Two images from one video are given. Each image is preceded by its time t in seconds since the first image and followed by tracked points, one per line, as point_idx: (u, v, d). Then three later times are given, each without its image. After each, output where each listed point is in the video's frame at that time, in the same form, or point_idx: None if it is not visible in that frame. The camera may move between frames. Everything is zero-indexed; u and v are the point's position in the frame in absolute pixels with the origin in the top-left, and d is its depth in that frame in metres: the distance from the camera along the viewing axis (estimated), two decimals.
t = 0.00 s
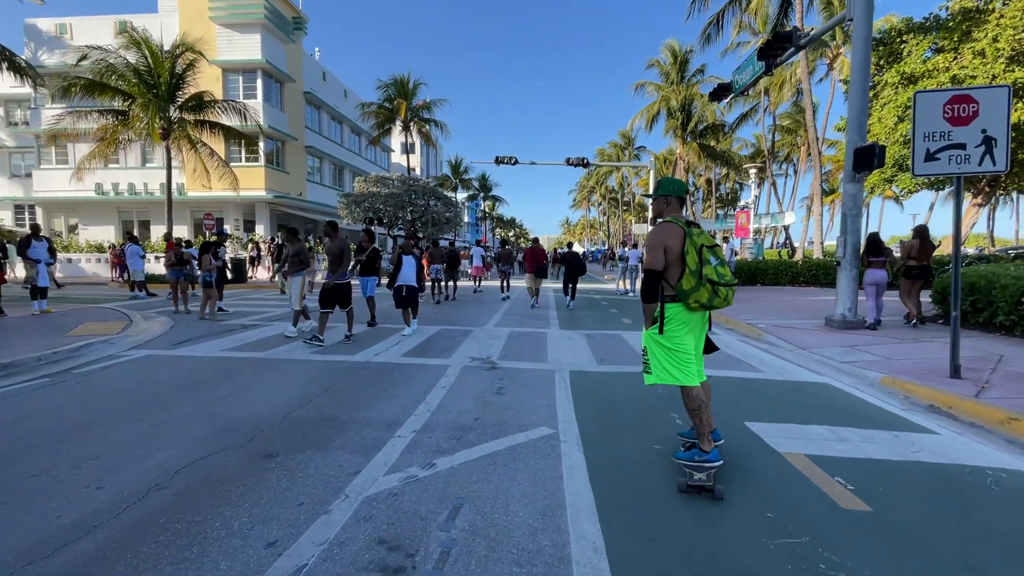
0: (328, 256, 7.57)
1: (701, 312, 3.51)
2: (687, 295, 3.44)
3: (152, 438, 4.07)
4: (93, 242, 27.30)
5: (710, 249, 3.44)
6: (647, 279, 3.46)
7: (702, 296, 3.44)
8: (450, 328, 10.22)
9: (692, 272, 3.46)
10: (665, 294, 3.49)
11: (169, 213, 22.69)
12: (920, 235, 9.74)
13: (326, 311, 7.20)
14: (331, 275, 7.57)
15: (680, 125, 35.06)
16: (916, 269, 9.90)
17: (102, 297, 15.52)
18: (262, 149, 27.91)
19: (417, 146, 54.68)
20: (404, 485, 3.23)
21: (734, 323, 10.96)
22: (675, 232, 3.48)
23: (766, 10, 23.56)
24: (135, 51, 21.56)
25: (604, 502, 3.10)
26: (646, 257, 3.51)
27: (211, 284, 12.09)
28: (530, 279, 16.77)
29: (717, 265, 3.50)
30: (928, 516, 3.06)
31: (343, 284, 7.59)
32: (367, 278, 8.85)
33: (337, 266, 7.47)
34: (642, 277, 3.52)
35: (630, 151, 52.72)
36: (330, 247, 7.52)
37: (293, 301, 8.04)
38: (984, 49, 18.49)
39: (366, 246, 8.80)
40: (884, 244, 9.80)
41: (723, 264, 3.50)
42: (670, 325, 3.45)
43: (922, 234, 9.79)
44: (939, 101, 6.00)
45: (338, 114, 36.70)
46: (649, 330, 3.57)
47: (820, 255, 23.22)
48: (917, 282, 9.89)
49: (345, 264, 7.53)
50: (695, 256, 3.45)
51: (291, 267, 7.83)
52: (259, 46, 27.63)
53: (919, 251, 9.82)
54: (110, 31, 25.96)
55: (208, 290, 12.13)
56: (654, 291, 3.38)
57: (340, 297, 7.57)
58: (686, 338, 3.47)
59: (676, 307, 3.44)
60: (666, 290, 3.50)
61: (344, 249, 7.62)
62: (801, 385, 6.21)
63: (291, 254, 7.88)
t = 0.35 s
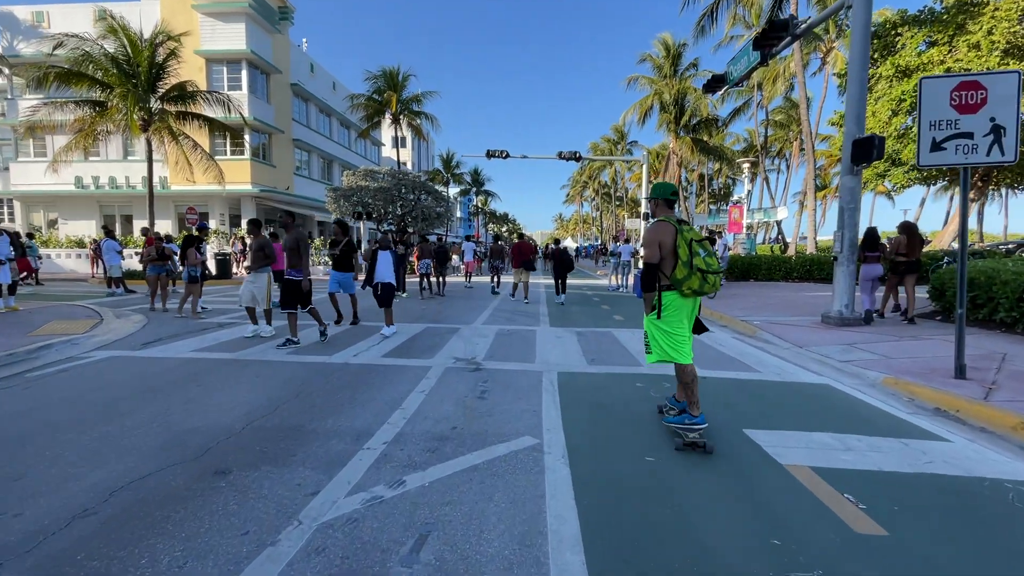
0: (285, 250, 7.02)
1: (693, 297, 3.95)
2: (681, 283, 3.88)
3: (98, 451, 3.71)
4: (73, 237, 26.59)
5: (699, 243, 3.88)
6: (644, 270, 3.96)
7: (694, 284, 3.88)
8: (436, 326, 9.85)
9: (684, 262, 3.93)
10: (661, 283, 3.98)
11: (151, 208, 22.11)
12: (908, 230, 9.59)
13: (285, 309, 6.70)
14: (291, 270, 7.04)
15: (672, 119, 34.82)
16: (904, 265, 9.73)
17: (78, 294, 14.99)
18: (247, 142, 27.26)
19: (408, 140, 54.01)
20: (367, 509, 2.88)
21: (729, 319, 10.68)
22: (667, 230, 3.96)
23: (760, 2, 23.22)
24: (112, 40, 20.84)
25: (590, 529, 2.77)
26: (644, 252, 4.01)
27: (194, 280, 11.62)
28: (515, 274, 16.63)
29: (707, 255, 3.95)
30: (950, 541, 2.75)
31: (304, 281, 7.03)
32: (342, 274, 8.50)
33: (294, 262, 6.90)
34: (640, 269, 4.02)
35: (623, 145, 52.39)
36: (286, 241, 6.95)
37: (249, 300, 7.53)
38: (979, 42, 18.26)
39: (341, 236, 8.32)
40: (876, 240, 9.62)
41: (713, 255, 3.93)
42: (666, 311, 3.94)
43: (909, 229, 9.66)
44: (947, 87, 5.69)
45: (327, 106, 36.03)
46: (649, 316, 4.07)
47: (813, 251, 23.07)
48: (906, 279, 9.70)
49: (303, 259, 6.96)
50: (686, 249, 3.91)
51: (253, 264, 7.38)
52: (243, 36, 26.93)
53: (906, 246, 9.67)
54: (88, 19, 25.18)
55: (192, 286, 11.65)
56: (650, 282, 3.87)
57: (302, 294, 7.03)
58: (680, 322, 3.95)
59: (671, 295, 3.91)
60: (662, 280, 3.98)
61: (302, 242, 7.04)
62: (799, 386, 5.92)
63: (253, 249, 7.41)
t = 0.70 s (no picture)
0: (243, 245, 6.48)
1: (669, 286, 4.44)
2: (658, 274, 4.38)
3: (35, 467, 3.36)
4: (55, 232, 25.94)
5: (672, 238, 4.34)
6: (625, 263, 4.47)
7: (669, 273, 4.35)
8: (423, 324, 9.50)
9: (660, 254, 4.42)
10: (641, 274, 4.48)
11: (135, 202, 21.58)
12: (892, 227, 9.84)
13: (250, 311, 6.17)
14: (252, 267, 6.54)
15: (666, 114, 34.56)
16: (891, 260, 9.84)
17: (55, 291, 14.52)
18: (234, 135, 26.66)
19: (400, 135, 53.38)
20: (325, 538, 2.55)
21: (725, 317, 10.41)
22: (646, 226, 4.45)
23: None
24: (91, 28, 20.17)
25: (576, 560, 2.44)
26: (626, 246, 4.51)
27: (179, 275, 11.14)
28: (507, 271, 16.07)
29: (682, 249, 4.39)
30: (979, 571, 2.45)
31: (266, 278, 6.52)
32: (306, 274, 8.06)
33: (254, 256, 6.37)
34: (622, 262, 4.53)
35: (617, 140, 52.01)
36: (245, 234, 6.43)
37: (203, 303, 6.92)
38: (975, 35, 18.02)
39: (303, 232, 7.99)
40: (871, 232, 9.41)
41: (687, 248, 4.37)
42: (644, 298, 4.44)
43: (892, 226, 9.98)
44: (956, 72, 5.39)
45: (316, 99, 35.42)
46: (631, 302, 4.59)
47: (807, 246, 22.88)
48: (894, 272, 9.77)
49: (266, 253, 6.47)
50: (662, 243, 4.38)
51: (205, 260, 6.76)
52: (229, 26, 26.28)
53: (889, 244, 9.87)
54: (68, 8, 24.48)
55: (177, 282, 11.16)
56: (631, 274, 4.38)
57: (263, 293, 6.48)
58: (658, 308, 4.44)
59: (647, 284, 4.42)
60: (642, 271, 4.48)
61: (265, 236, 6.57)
62: (801, 388, 5.62)
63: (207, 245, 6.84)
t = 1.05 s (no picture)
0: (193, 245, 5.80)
1: (641, 283, 5.18)
2: (628, 271, 5.17)
3: None
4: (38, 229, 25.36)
5: (641, 240, 5.06)
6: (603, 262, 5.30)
7: (637, 271, 5.13)
8: (410, 326, 9.10)
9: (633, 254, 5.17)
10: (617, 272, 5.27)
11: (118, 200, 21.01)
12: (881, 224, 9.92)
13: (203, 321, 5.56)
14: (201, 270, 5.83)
15: (662, 110, 34.19)
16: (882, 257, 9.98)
17: (32, 290, 14.05)
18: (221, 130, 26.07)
19: (393, 131, 52.79)
20: None
21: (724, 318, 10.07)
22: (620, 231, 5.25)
23: None
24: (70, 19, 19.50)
25: None
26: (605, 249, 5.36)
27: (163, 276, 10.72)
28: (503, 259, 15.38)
29: (650, 250, 5.12)
30: None
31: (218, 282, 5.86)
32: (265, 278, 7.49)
33: (202, 260, 5.72)
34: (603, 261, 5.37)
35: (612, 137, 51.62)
36: (197, 234, 5.81)
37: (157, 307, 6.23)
38: (976, 30, 17.63)
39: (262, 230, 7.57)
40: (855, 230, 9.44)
41: (654, 249, 5.09)
42: (620, 291, 5.23)
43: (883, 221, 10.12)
44: (975, 60, 5.03)
45: (307, 94, 34.82)
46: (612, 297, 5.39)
47: (805, 244, 22.59)
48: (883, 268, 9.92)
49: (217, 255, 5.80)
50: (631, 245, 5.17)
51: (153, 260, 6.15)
52: (216, 18, 25.65)
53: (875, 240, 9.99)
54: None
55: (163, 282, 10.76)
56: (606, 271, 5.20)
57: (215, 299, 5.86)
58: (631, 302, 5.20)
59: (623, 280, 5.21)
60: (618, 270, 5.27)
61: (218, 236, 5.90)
62: (808, 398, 5.27)
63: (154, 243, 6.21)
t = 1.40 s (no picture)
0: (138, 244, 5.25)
1: (628, 279, 5.32)
2: (615, 269, 5.35)
3: None
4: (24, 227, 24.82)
5: (623, 239, 5.26)
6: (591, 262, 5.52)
7: (621, 268, 5.31)
8: (401, 330, 8.66)
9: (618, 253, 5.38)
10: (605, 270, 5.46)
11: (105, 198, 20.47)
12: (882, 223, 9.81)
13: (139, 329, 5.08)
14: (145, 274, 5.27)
15: (661, 106, 33.82)
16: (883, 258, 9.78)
17: (11, 290, 13.58)
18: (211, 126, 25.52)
19: (389, 128, 52.21)
20: None
21: (729, 321, 9.67)
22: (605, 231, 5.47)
23: None
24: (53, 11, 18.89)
25: None
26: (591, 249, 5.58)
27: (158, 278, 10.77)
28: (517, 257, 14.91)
29: (633, 248, 5.31)
30: None
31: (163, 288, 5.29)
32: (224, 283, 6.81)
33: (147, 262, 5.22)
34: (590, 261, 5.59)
35: (610, 134, 51.20)
36: (143, 233, 5.27)
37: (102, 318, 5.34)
38: (982, 24, 17.30)
39: (215, 227, 6.74)
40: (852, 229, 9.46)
41: (636, 247, 5.27)
42: (607, 289, 5.39)
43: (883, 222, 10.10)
44: (1010, 45, 4.63)
45: (300, 90, 34.27)
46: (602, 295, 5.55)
47: (806, 242, 22.24)
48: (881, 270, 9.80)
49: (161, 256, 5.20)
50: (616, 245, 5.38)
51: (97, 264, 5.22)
52: (205, 11, 25.06)
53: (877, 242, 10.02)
54: None
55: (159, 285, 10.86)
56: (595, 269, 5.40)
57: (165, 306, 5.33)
58: (618, 298, 5.32)
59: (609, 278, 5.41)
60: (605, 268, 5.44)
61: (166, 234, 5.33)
62: (827, 411, 4.87)
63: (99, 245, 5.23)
